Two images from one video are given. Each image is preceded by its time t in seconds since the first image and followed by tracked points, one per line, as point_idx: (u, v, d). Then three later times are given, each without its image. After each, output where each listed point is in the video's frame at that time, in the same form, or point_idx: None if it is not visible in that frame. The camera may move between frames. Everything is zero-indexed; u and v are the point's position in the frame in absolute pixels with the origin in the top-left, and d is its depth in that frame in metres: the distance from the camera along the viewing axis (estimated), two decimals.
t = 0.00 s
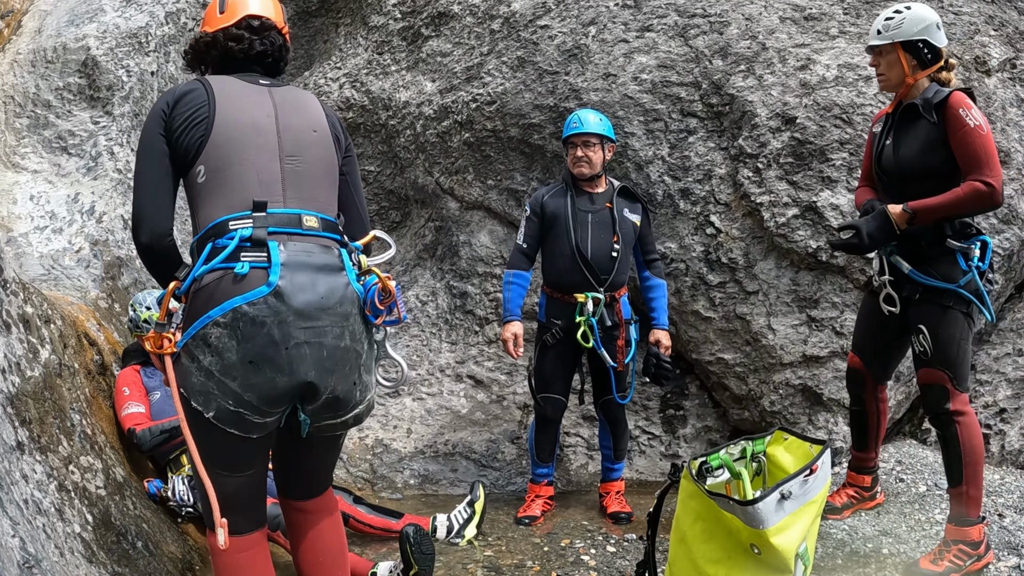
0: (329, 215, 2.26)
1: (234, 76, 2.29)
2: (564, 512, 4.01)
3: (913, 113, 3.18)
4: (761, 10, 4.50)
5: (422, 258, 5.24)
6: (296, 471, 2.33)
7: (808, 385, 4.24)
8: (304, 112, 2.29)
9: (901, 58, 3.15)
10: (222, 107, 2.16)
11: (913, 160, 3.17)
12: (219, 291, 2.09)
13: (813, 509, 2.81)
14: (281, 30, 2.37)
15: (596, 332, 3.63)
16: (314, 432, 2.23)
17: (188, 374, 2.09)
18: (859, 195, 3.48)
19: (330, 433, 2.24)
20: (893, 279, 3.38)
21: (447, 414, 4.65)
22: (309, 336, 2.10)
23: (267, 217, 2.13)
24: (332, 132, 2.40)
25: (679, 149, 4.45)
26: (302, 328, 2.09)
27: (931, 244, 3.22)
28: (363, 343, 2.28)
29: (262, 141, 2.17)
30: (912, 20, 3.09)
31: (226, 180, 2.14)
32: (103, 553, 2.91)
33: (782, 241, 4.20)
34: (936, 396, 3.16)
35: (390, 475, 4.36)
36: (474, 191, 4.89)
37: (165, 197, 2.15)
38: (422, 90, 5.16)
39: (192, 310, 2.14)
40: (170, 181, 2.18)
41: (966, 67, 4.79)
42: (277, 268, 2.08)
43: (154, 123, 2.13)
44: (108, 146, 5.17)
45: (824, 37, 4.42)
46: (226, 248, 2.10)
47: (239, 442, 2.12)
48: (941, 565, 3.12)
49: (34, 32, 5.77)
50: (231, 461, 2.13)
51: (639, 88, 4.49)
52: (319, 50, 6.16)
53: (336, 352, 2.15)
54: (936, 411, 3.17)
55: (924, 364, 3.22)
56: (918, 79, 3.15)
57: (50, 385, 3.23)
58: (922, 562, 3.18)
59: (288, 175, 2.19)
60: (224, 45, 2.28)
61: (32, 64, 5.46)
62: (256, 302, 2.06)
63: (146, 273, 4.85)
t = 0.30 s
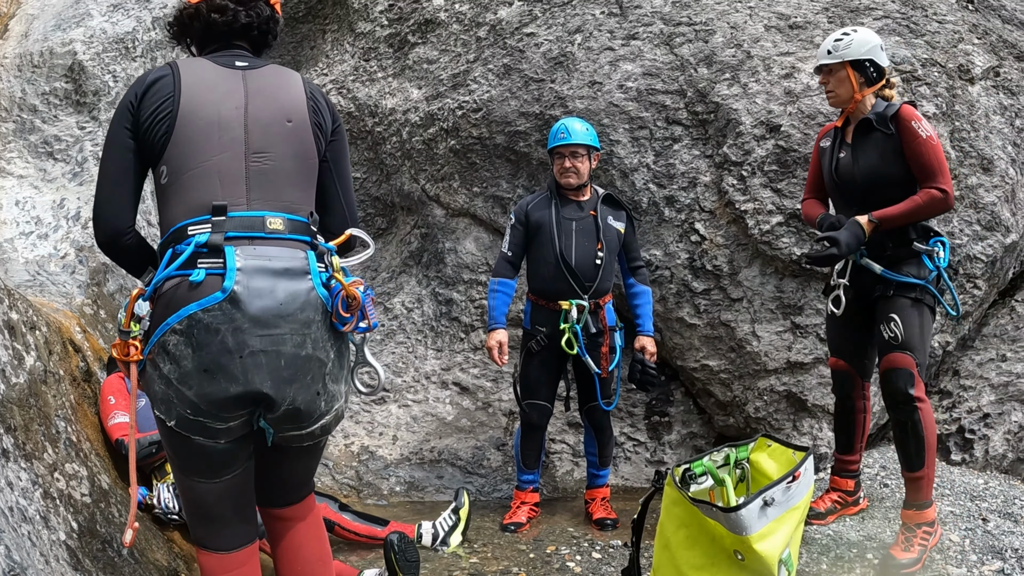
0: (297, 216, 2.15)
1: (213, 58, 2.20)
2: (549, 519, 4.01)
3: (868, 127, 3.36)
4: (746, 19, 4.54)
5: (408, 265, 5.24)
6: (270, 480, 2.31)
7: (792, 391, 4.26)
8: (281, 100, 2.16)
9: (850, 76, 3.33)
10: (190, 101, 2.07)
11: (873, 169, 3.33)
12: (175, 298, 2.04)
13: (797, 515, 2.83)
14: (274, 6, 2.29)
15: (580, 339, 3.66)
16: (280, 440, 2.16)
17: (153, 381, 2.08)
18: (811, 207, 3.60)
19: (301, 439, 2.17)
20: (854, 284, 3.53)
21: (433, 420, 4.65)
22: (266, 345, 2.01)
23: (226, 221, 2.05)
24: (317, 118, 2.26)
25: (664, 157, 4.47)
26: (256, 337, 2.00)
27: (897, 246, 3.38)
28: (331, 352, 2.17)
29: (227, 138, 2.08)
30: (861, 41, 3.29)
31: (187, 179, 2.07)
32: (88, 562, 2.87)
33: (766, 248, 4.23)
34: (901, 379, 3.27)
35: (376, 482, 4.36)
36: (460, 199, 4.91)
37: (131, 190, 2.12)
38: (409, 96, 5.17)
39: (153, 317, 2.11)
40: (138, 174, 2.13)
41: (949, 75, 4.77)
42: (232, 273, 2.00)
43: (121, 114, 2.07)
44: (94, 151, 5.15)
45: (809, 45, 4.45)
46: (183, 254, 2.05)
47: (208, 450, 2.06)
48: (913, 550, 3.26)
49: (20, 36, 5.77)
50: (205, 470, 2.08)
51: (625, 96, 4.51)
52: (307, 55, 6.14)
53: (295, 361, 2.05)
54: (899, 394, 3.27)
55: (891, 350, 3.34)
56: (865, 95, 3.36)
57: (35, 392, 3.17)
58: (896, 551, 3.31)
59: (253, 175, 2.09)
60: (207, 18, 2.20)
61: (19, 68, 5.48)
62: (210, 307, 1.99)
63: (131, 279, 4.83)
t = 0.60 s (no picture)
0: (299, 218, 2.10)
1: (219, 57, 2.16)
2: (542, 523, 4.01)
3: (857, 131, 3.39)
4: (737, 25, 4.57)
5: (400, 269, 5.24)
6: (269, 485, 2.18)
7: (783, 396, 4.27)
8: (285, 102, 2.12)
9: (836, 81, 3.34)
10: (192, 102, 2.05)
11: (868, 172, 3.35)
12: (174, 299, 2.02)
13: (787, 519, 2.85)
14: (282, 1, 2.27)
15: (572, 344, 3.67)
16: (279, 443, 2.10)
17: (152, 381, 2.06)
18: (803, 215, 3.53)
19: (302, 443, 2.10)
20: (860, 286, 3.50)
21: (425, 425, 4.65)
22: (260, 344, 1.97)
23: (226, 223, 2.02)
24: (324, 118, 2.20)
25: (656, 162, 4.49)
26: (250, 336, 1.96)
27: (893, 246, 3.40)
28: (335, 355, 2.10)
29: (229, 140, 2.05)
30: (844, 49, 3.32)
31: (188, 181, 2.05)
32: (82, 567, 2.86)
33: (757, 253, 4.24)
34: (897, 383, 3.37)
35: (368, 486, 4.35)
36: (452, 204, 4.93)
37: (135, 190, 2.09)
38: (401, 101, 5.19)
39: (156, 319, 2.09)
40: (142, 174, 2.11)
41: (940, 81, 4.80)
42: (226, 272, 1.96)
43: (124, 114, 2.04)
44: (86, 155, 5.14)
45: (800, 51, 4.48)
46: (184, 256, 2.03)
47: (206, 451, 2.03)
48: (899, 533, 3.45)
49: (13, 39, 5.77)
50: (205, 471, 2.05)
51: (616, 101, 4.53)
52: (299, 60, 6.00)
53: (292, 363, 2.00)
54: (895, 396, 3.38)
55: (889, 354, 3.40)
56: (852, 101, 3.37)
57: (28, 397, 3.16)
58: (883, 533, 3.48)
59: (255, 177, 2.06)
60: (214, 12, 2.17)
61: (11, 72, 5.47)
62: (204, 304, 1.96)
63: (123, 283, 4.81)
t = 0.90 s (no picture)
0: (307, 225, 2.09)
1: (232, 58, 2.15)
2: (534, 527, 4.01)
3: (867, 133, 3.39)
4: (729, 30, 4.59)
5: (391, 273, 5.23)
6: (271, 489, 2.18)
7: (775, 399, 4.28)
8: (297, 106, 2.10)
9: (851, 82, 3.35)
10: (203, 104, 2.04)
11: (871, 174, 3.36)
12: (179, 304, 2.02)
13: (778, 524, 2.86)
14: (297, 2, 2.26)
15: (561, 347, 3.69)
16: (279, 448, 2.08)
17: (156, 385, 2.05)
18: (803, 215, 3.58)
19: (303, 448, 2.08)
20: (857, 289, 3.51)
21: (417, 430, 4.65)
22: (265, 351, 1.96)
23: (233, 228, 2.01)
24: (336, 123, 2.18)
25: (648, 167, 4.50)
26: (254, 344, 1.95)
27: (893, 249, 3.40)
28: (340, 363, 2.09)
29: (239, 144, 2.04)
30: (867, 51, 3.32)
31: (196, 184, 2.03)
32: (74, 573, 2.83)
33: (749, 257, 4.25)
34: (896, 387, 3.40)
35: (360, 491, 4.35)
36: (443, 208, 4.93)
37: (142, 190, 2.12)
38: (393, 105, 5.19)
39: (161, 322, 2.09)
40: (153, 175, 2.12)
41: (931, 85, 4.84)
42: (233, 278, 1.95)
43: (136, 118, 2.06)
44: (78, 158, 5.12)
45: (791, 55, 4.51)
46: (190, 260, 2.02)
47: (209, 457, 2.02)
48: (891, 538, 3.44)
49: (5, 42, 5.76)
50: (207, 477, 2.04)
51: (608, 105, 4.54)
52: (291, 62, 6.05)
53: (297, 371, 1.99)
54: (894, 400, 3.41)
55: (889, 360, 3.42)
56: (863, 104, 3.38)
57: (19, 402, 3.14)
58: (875, 536, 3.48)
59: (263, 181, 2.04)
60: (227, 12, 2.17)
61: (3, 75, 5.46)
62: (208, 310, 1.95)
63: (115, 287, 4.79)
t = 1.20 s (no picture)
0: (296, 237, 2.08)
1: (224, 64, 2.13)
2: (515, 534, 4.00)
3: (857, 141, 3.43)
4: (708, 39, 4.66)
5: (371, 281, 5.21)
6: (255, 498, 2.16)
7: (754, 406, 4.30)
8: (289, 115, 2.09)
9: (847, 87, 3.40)
10: (195, 111, 2.02)
11: (857, 181, 3.38)
12: (166, 314, 2.00)
13: (758, 529, 2.87)
14: (290, 5, 2.25)
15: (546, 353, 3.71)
16: (264, 458, 2.06)
17: (141, 396, 2.03)
18: (793, 224, 3.61)
19: (288, 459, 2.06)
20: (845, 295, 3.51)
21: (397, 437, 4.64)
22: (253, 363, 1.95)
23: (222, 239, 2.00)
24: (328, 132, 2.17)
25: (627, 175, 4.52)
26: (242, 356, 1.94)
27: (882, 257, 3.42)
28: (327, 375, 2.09)
29: (230, 153, 2.02)
30: (868, 61, 3.38)
31: (186, 193, 2.02)
32: None
33: (727, 265, 4.28)
34: (880, 397, 3.42)
35: (340, 499, 4.33)
36: (424, 216, 4.93)
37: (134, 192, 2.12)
38: (374, 112, 5.19)
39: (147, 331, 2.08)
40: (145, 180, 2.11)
41: (908, 93, 4.90)
42: (221, 290, 1.94)
43: (128, 123, 2.04)
44: (58, 164, 5.08)
45: (770, 64, 4.58)
46: (177, 270, 2.01)
47: (193, 468, 2.00)
48: (870, 544, 3.45)
49: None
50: (191, 488, 2.02)
51: (588, 114, 4.56)
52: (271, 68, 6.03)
53: (284, 384, 1.98)
54: (876, 407, 3.44)
55: (874, 368, 3.45)
56: (854, 112, 3.42)
57: None
58: (855, 542, 3.49)
59: (254, 192, 2.03)
60: (219, 15, 2.17)
61: None
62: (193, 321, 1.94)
63: (94, 294, 4.74)
